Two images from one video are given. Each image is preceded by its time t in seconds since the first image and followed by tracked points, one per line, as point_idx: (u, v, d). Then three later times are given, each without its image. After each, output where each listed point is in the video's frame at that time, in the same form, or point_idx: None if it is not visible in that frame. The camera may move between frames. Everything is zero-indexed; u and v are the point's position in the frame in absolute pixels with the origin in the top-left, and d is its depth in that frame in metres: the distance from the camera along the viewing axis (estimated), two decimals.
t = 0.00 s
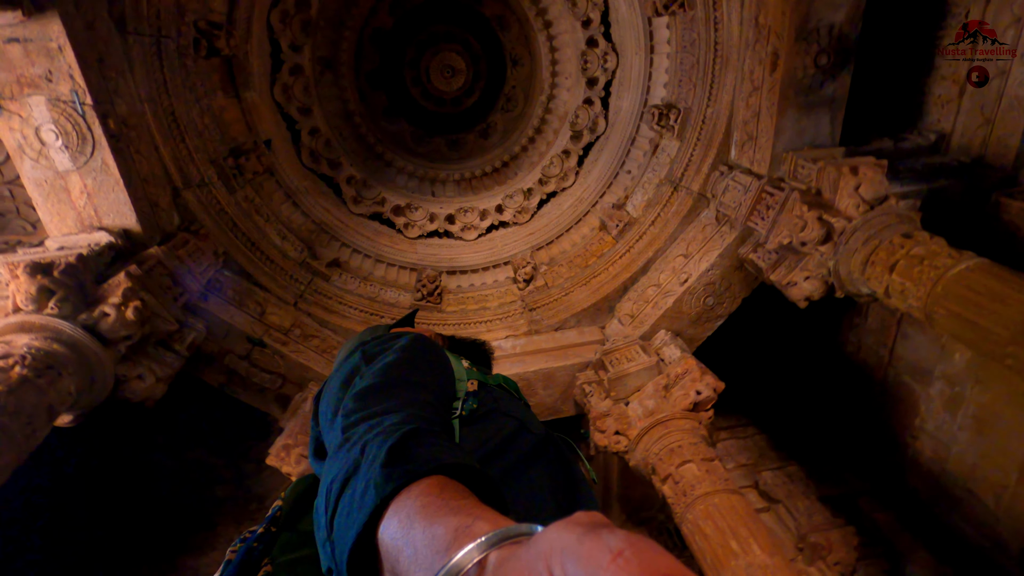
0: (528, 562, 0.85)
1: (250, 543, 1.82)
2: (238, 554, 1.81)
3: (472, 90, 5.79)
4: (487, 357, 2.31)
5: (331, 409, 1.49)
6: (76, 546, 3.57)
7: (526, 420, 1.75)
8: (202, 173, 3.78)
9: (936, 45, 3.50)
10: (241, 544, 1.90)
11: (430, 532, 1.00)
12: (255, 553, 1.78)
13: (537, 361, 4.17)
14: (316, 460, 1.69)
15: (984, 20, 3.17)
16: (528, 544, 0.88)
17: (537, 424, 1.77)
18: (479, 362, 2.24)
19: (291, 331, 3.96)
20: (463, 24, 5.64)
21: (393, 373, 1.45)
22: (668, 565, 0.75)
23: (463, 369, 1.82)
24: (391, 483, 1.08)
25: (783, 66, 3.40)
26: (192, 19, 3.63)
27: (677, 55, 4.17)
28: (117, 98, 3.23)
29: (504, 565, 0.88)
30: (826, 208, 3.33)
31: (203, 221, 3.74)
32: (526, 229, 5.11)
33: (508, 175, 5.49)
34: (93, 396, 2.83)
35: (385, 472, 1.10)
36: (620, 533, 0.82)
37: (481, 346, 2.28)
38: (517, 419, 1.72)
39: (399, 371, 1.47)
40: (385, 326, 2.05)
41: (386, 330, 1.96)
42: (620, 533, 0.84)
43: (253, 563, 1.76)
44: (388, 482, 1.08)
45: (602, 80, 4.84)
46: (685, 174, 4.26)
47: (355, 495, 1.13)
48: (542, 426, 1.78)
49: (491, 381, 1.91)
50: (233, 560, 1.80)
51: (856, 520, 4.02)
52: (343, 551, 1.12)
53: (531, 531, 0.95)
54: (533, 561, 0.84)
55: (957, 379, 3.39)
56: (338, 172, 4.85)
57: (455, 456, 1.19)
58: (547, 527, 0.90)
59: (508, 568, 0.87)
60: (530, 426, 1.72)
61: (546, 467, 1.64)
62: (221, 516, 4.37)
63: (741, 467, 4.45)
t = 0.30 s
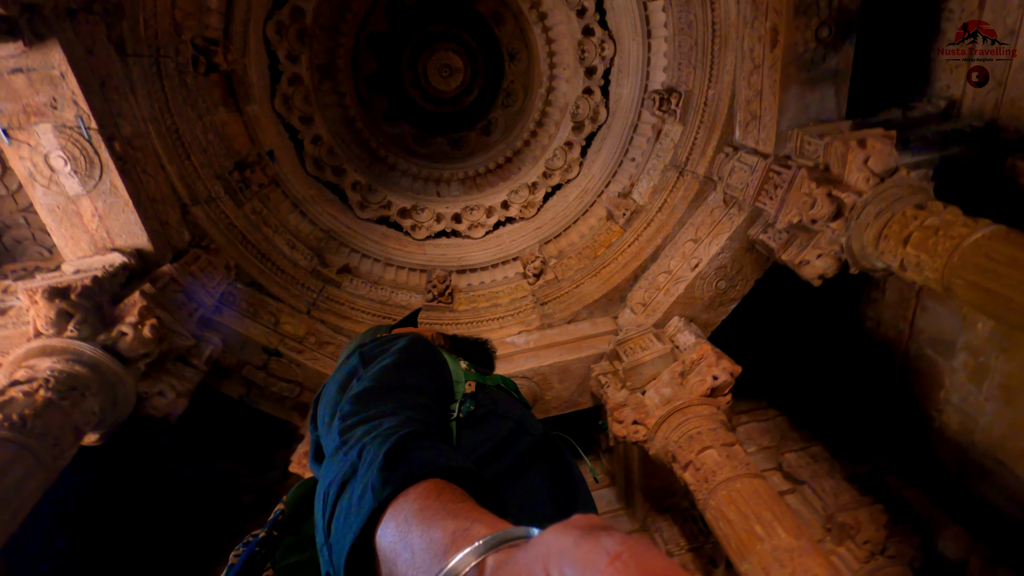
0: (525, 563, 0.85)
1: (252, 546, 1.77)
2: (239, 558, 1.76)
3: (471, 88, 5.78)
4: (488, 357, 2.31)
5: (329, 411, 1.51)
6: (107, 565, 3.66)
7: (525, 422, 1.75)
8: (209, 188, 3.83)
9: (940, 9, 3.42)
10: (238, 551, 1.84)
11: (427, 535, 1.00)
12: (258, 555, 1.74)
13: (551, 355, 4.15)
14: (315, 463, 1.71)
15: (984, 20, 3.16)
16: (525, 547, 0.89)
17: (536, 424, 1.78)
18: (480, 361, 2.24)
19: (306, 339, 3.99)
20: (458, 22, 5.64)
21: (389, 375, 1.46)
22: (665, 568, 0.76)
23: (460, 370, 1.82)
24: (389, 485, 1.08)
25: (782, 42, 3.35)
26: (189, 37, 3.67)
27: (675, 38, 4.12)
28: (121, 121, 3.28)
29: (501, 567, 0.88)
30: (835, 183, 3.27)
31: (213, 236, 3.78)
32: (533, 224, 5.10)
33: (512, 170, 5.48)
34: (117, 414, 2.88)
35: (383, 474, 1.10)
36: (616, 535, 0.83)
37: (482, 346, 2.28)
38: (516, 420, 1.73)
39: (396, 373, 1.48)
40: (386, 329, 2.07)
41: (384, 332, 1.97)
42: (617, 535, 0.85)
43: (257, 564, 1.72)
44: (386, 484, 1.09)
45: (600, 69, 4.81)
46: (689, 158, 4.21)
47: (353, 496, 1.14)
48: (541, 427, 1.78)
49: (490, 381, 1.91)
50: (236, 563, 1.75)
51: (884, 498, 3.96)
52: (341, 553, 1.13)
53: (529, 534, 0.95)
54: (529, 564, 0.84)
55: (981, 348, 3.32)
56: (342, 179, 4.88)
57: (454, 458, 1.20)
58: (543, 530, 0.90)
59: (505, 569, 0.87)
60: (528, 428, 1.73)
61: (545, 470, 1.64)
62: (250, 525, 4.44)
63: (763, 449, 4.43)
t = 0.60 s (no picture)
0: (526, 564, 0.85)
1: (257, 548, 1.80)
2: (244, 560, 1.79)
3: (469, 86, 5.77)
4: (491, 355, 2.31)
5: (330, 413, 1.52)
6: None
7: (526, 422, 1.75)
8: (216, 204, 3.87)
9: None
10: (246, 553, 1.90)
11: (428, 536, 1.01)
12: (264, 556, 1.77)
13: (565, 348, 4.14)
14: (317, 465, 1.73)
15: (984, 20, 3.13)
16: (527, 548, 0.88)
17: (537, 423, 1.78)
18: (482, 360, 2.23)
19: (322, 347, 4.03)
20: (451, 21, 5.64)
21: (390, 376, 1.47)
22: (669, 569, 0.76)
23: (461, 371, 1.83)
24: (390, 487, 1.09)
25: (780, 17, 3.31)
26: (187, 56, 3.72)
27: (670, 22, 4.09)
28: (126, 143, 3.33)
29: (502, 568, 0.88)
30: (843, 157, 3.22)
31: (224, 251, 3.83)
32: (540, 218, 5.09)
33: (515, 166, 5.46)
34: (141, 432, 2.94)
35: (384, 475, 1.11)
36: (619, 536, 0.83)
37: (484, 344, 2.28)
38: (517, 420, 1.73)
39: (397, 374, 1.49)
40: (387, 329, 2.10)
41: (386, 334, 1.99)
42: (620, 536, 0.85)
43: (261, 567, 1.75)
44: (387, 486, 1.10)
45: (597, 57, 4.78)
46: (692, 141, 4.17)
47: (355, 498, 1.15)
48: (542, 428, 1.79)
49: (491, 381, 1.91)
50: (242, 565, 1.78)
51: (913, 472, 3.89)
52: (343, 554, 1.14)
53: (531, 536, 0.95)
54: (531, 565, 0.84)
55: (1005, 315, 3.24)
56: (347, 186, 4.90)
57: (455, 459, 1.21)
58: (546, 531, 0.90)
59: (506, 570, 0.87)
60: (529, 428, 1.73)
61: (545, 471, 1.64)
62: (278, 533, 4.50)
63: (785, 430, 4.38)
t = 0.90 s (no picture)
0: (525, 564, 0.85)
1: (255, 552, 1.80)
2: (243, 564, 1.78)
3: (468, 82, 5.76)
4: (489, 355, 2.31)
5: (327, 415, 1.53)
6: None
7: (523, 420, 1.76)
8: (225, 218, 3.92)
9: None
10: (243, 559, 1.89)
11: (426, 535, 1.01)
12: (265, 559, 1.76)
13: (579, 340, 4.12)
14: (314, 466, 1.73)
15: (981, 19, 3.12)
16: (525, 547, 0.89)
17: (535, 422, 1.78)
18: (481, 360, 2.23)
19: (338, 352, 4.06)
20: (445, 19, 5.63)
21: (386, 377, 1.48)
22: (666, 567, 0.76)
23: (457, 370, 1.83)
24: (389, 488, 1.10)
25: None
26: (187, 73, 3.76)
27: (666, 4, 4.04)
28: (133, 163, 3.38)
29: (501, 568, 0.88)
30: (850, 129, 3.15)
31: (236, 263, 3.88)
32: (546, 211, 5.07)
33: (518, 160, 5.44)
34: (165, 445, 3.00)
35: (383, 476, 1.12)
36: (617, 536, 0.83)
37: (481, 344, 2.27)
38: (515, 418, 1.73)
39: (393, 374, 1.50)
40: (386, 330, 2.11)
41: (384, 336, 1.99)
42: (618, 535, 0.85)
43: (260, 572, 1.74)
44: (386, 486, 1.10)
45: (594, 45, 4.75)
46: (696, 123, 4.10)
47: (354, 499, 1.16)
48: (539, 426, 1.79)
49: (489, 380, 1.91)
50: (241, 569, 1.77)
51: (941, 444, 3.81)
52: (341, 554, 1.15)
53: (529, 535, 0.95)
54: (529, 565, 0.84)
55: None
56: (353, 191, 4.92)
57: (453, 459, 1.21)
58: (544, 530, 0.90)
59: (505, 570, 0.87)
60: (527, 426, 1.73)
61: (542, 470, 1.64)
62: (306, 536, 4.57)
63: (808, 409, 4.30)
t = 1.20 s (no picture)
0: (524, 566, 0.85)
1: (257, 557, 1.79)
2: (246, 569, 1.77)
3: (467, 80, 5.79)
4: (492, 355, 2.31)
5: (324, 419, 1.54)
6: None
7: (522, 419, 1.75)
8: (235, 229, 3.97)
9: None
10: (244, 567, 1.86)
11: (425, 539, 1.01)
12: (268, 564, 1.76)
13: (593, 330, 4.10)
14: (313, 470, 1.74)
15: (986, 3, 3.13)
16: (524, 550, 0.88)
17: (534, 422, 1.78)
18: (483, 360, 2.23)
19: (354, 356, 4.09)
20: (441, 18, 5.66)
21: (382, 380, 1.48)
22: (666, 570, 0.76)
23: (454, 371, 1.83)
24: (387, 492, 1.10)
25: None
26: (188, 89, 3.80)
27: None
28: (142, 181, 3.43)
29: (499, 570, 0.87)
30: (857, 99, 3.07)
31: (248, 273, 3.93)
32: (553, 202, 5.04)
33: (522, 153, 5.40)
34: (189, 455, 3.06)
35: (381, 480, 1.12)
36: (616, 539, 0.82)
37: (483, 345, 2.28)
38: (514, 418, 1.73)
39: (389, 377, 1.50)
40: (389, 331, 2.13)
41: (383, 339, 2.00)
42: (618, 538, 0.84)
43: None
44: (384, 490, 1.11)
45: (592, 31, 4.71)
46: (699, 104, 4.05)
47: (353, 503, 1.16)
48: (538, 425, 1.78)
49: (487, 380, 1.92)
50: None
51: (970, 417, 3.71)
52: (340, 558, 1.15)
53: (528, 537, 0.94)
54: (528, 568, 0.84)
55: None
56: (359, 195, 4.94)
57: (451, 461, 1.21)
58: (543, 533, 0.90)
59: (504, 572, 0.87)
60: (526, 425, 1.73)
61: (542, 468, 1.64)
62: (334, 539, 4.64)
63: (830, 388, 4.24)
